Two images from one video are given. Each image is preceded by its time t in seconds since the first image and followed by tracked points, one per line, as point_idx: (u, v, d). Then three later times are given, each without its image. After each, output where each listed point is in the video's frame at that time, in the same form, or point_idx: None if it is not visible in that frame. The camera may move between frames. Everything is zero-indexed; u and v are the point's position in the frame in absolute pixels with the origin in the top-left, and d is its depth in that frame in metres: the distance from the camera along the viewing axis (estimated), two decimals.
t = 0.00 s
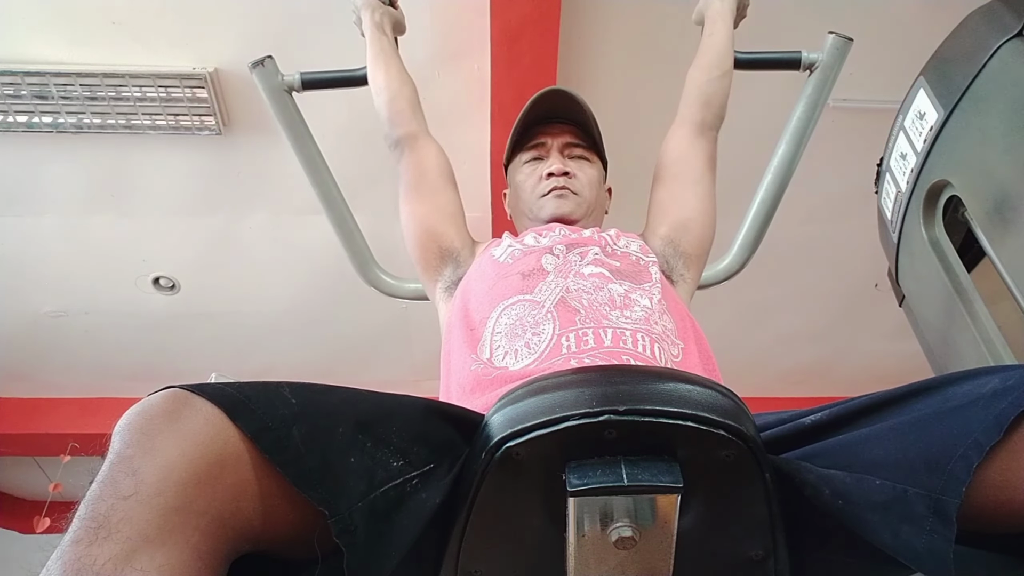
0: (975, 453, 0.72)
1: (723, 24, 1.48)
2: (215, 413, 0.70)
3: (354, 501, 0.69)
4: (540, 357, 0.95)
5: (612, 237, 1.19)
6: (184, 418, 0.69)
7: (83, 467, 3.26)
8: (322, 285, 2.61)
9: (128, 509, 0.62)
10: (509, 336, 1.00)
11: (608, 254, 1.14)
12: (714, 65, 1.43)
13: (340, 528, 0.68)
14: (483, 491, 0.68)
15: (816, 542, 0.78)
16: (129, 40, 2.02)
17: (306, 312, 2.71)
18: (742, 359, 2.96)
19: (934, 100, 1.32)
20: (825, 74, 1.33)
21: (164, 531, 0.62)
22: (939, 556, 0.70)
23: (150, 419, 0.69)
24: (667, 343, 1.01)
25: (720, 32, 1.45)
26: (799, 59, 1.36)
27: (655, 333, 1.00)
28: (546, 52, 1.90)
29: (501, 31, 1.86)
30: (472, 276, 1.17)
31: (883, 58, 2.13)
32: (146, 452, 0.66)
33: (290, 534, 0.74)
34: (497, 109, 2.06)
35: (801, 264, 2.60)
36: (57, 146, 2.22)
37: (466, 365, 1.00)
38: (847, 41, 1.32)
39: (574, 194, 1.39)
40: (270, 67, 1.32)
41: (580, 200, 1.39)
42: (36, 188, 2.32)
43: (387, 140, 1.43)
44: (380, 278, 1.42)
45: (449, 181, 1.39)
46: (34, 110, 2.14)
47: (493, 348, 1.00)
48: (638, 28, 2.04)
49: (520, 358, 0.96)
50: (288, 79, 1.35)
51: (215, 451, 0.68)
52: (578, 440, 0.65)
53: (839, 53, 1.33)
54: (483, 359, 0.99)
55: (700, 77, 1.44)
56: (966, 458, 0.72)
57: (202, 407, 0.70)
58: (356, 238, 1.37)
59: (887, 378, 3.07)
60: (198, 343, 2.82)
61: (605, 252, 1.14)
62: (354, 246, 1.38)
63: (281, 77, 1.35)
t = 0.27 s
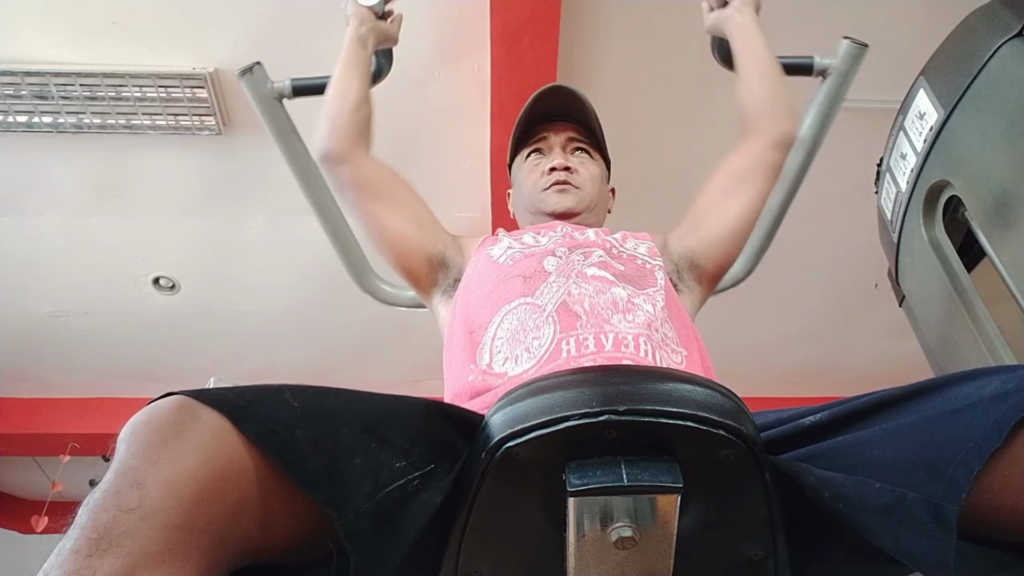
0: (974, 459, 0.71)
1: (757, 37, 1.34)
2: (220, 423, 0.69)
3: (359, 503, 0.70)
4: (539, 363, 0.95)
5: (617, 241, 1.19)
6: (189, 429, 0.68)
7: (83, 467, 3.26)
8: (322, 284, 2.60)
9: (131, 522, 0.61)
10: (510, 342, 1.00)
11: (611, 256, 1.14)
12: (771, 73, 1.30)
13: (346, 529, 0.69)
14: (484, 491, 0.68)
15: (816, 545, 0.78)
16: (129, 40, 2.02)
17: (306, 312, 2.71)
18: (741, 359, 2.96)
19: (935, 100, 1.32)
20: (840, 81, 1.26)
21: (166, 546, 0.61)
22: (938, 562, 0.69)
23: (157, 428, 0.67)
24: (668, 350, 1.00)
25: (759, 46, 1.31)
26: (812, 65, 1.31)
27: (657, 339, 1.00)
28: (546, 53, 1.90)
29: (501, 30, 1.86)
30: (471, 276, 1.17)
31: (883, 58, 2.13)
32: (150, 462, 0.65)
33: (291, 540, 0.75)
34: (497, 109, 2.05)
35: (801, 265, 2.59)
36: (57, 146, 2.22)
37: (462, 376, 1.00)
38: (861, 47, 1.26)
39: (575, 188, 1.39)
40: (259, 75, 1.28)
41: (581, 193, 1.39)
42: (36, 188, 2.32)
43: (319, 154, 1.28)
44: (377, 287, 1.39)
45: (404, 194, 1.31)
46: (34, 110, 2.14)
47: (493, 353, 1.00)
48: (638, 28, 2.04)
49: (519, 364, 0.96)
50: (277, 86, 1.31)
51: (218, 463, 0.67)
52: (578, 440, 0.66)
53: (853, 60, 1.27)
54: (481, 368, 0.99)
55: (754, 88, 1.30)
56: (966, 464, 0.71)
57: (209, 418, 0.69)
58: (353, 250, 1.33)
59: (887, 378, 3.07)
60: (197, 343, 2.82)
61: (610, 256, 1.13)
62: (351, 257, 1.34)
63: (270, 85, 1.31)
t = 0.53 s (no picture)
0: (974, 464, 0.71)
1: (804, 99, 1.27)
2: (219, 428, 0.70)
3: (357, 503, 0.69)
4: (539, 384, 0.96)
5: (622, 245, 1.19)
6: (188, 434, 0.69)
7: (83, 468, 3.26)
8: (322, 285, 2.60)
9: (130, 525, 0.61)
10: (509, 361, 0.99)
11: (617, 265, 1.13)
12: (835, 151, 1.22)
13: (343, 531, 0.68)
14: (484, 491, 0.68)
15: (815, 547, 0.78)
16: (129, 40, 2.02)
17: (306, 312, 2.71)
18: (742, 360, 2.96)
19: (934, 101, 1.32)
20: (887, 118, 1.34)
21: (168, 549, 0.62)
22: (938, 566, 0.69)
23: (156, 432, 0.68)
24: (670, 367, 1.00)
25: (807, 106, 1.25)
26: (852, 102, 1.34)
27: (659, 356, 1.00)
28: (546, 53, 1.90)
29: (501, 30, 1.86)
30: (469, 278, 1.17)
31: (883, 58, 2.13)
32: (150, 467, 0.66)
33: (287, 545, 0.74)
34: (497, 109, 2.05)
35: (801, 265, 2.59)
36: (57, 146, 2.22)
37: (462, 400, 1.00)
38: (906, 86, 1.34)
39: (575, 181, 1.39)
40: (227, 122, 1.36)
41: (581, 185, 1.39)
42: (36, 188, 2.32)
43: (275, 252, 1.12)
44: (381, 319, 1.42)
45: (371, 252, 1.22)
46: (34, 110, 2.14)
47: (491, 373, 1.00)
48: (638, 28, 2.04)
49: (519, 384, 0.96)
50: (250, 128, 1.38)
51: (218, 468, 0.68)
52: (578, 441, 0.66)
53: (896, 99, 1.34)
54: (483, 388, 0.99)
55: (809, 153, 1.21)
56: (966, 469, 0.71)
57: (206, 421, 0.70)
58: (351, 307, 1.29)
59: (888, 378, 3.07)
60: (198, 343, 2.82)
61: (614, 264, 1.13)
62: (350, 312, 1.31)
63: (242, 128, 1.38)
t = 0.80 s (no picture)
0: (974, 465, 0.71)
1: (824, 190, 1.21)
2: (218, 430, 0.70)
3: (357, 502, 0.69)
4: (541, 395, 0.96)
5: (623, 250, 1.19)
6: (187, 436, 0.69)
7: (83, 468, 3.26)
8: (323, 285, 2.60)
9: (129, 527, 0.61)
10: (511, 371, 0.99)
11: (616, 273, 1.13)
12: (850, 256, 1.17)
13: (342, 530, 0.68)
14: (484, 491, 0.68)
15: (815, 550, 0.78)
16: (129, 40, 2.02)
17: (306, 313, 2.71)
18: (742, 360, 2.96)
19: (934, 101, 1.32)
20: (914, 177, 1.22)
21: (168, 550, 0.62)
22: (936, 568, 0.69)
23: (156, 434, 0.68)
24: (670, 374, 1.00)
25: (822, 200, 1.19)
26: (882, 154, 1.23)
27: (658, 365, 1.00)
28: (546, 53, 1.90)
29: (501, 30, 1.86)
30: (468, 280, 1.17)
31: (883, 58, 2.13)
32: (148, 469, 0.65)
33: (285, 547, 0.74)
34: (497, 110, 2.05)
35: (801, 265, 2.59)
36: (57, 147, 2.22)
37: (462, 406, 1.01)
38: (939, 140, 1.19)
39: (577, 174, 1.39)
40: (205, 179, 1.25)
41: (583, 179, 1.39)
42: (36, 188, 2.32)
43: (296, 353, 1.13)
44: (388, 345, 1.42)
45: (372, 321, 1.20)
46: (34, 110, 2.14)
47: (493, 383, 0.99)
48: (638, 28, 2.04)
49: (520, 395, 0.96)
50: (230, 180, 1.29)
51: (217, 468, 0.68)
52: (578, 441, 0.66)
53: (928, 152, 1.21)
54: (484, 396, 0.99)
55: (824, 266, 1.16)
56: (967, 471, 0.71)
57: (206, 423, 0.70)
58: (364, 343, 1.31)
59: (888, 379, 3.07)
60: (197, 344, 2.82)
61: (614, 271, 1.13)
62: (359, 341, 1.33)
63: (222, 180, 1.28)
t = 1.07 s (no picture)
0: (974, 465, 0.71)
1: (821, 168, 1.22)
2: (219, 431, 0.70)
3: (358, 502, 0.69)
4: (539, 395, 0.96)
5: (624, 248, 1.19)
6: (189, 438, 0.68)
7: (83, 468, 3.26)
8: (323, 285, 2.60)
9: (132, 527, 0.61)
10: (512, 372, 0.99)
11: (616, 269, 1.14)
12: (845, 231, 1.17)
13: (345, 531, 0.68)
14: (484, 490, 0.68)
15: (815, 549, 0.78)
16: (129, 40, 2.02)
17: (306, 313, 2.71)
18: (742, 360, 2.96)
19: (934, 101, 1.32)
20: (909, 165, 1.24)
21: (169, 552, 0.62)
22: (937, 567, 0.69)
23: (158, 435, 0.68)
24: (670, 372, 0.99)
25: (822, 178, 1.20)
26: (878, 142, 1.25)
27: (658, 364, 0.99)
28: (546, 53, 1.90)
29: (501, 30, 1.86)
30: (467, 279, 1.17)
31: (883, 58, 2.13)
32: (151, 470, 0.65)
33: (287, 547, 0.74)
34: (497, 109, 2.05)
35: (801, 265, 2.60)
36: (57, 147, 2.22)
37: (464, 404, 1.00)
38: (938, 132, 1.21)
39: (576, 176, 1.39)
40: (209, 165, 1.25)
41: (582, 181, 1.39)
42: (36, 188, 2.32)
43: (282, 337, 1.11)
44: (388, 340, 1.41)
45: (370, 302, 1.20)
46: (34, 110, 2.14)
47: (495, 382, 0.99)
48: (638, 28, 2.04)
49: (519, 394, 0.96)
50: (233, 168, 1.29)
51: (218, 469, 0.68)
52: (577, 440, 0.65)
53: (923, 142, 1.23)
54: (486, 397, 0.98)
55: (819, 240, 1.17)
56: (966, 470, 0.71)
57: (208, 423, 0.70)
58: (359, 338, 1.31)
59: (888, 378, 3.07)
60: (198, 343, 2.82)
61: (613, 268, 1.14)
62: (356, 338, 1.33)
63: (225, 169, 1.29)
